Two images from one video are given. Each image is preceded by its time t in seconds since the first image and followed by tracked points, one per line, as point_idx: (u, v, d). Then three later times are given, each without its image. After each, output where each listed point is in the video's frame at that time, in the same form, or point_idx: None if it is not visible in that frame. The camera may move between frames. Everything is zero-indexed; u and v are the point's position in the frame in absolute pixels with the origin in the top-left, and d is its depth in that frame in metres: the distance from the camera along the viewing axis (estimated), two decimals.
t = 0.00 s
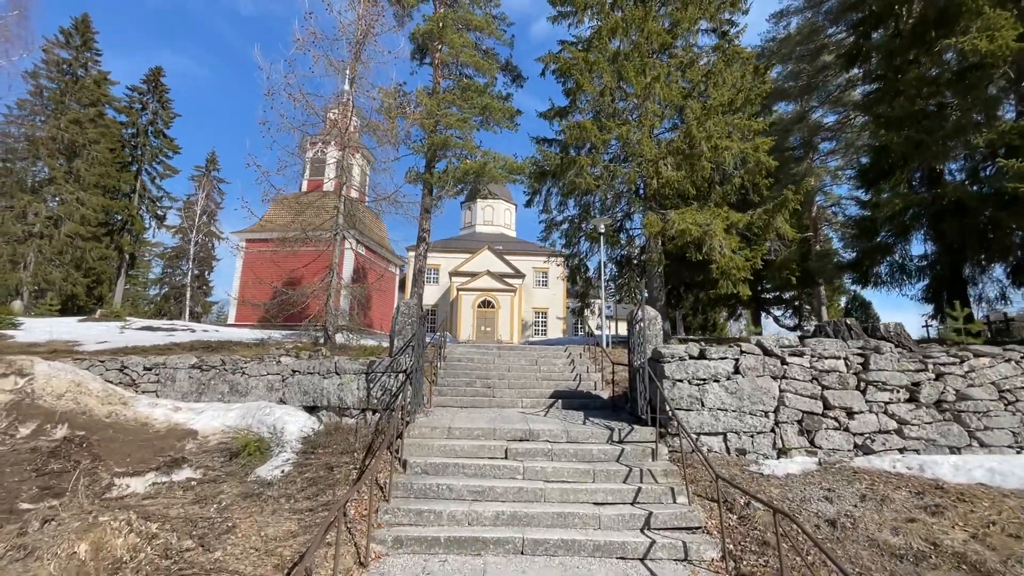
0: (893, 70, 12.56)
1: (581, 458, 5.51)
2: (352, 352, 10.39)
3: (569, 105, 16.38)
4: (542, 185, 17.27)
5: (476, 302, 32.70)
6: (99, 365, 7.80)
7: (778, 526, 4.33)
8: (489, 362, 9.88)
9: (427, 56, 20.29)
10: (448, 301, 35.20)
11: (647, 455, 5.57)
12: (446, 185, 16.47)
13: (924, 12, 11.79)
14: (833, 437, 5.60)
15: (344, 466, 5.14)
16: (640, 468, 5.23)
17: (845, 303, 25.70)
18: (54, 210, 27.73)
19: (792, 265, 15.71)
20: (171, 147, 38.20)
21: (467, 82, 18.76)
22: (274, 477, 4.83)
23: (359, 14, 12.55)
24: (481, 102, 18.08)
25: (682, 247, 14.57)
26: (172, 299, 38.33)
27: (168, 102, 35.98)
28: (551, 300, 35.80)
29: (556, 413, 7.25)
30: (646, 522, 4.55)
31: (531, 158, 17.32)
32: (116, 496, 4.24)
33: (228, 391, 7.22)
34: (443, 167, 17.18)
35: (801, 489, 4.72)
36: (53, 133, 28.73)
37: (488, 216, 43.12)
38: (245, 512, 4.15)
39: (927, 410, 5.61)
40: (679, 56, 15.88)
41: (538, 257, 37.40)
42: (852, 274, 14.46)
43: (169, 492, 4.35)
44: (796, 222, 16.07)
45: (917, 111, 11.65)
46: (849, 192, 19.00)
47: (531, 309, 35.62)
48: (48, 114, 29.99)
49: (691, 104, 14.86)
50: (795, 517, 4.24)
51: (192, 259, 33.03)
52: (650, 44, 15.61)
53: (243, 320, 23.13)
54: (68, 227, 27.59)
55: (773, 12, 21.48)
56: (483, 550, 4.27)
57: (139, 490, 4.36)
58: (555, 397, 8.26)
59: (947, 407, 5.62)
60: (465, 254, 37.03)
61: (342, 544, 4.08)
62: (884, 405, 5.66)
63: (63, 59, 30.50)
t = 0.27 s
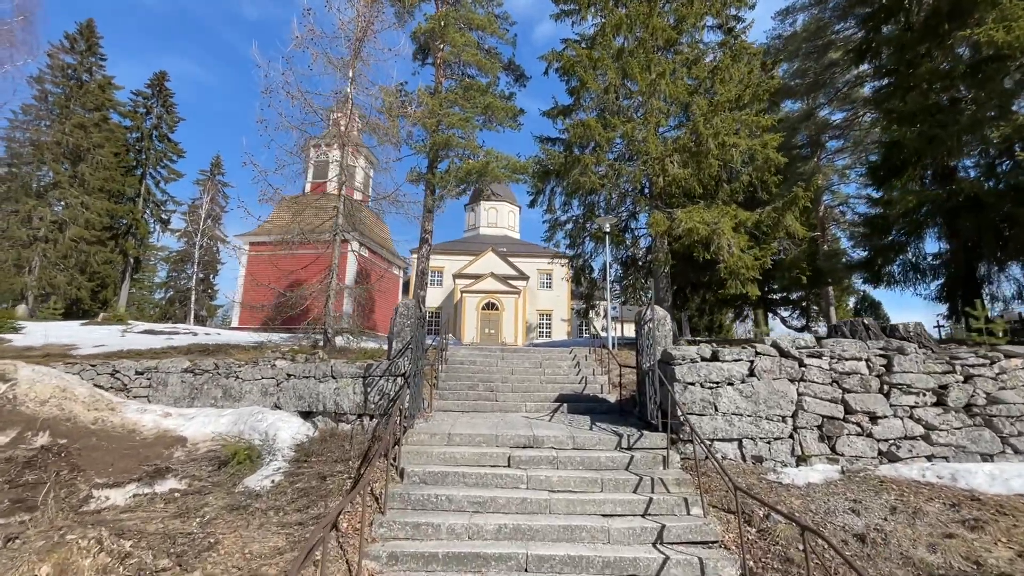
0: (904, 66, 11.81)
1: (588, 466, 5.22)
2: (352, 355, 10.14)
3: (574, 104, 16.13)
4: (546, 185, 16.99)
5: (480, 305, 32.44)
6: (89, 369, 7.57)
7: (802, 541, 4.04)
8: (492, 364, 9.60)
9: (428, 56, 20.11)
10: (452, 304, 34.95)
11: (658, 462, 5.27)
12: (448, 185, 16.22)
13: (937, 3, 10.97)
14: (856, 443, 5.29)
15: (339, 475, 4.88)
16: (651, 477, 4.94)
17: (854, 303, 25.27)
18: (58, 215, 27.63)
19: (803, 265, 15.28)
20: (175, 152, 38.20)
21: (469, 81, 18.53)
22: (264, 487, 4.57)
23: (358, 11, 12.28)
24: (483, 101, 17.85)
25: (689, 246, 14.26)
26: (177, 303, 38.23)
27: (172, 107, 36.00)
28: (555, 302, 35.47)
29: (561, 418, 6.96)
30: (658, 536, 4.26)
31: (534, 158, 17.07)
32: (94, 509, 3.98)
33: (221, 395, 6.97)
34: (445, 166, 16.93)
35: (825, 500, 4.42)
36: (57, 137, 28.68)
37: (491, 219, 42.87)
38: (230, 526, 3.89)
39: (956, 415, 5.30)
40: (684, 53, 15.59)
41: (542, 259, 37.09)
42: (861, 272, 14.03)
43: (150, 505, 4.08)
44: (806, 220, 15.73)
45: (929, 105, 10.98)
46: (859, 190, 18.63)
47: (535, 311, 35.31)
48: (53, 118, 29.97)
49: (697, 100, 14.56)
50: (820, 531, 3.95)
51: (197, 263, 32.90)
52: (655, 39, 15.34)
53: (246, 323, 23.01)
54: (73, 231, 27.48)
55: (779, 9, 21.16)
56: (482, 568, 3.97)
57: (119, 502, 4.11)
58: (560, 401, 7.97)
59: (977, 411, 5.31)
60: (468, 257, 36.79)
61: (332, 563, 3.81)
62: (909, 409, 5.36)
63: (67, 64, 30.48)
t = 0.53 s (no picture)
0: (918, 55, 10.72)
1: (592, 469, 4.95)
2: (350, 355, 9.89)
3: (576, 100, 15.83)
4: (550, 181, 16.71)
5: (484, 305, 32.19)
6: (78, 369, 7.36)
7: (825, 553, 3.76)
8: (493, 364, 9.32)
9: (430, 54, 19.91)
10: (456, 304, 34.71)
11: (667, 466, 5.00)
12: (449, 183, 15.97)
13: None
14: (877, 445, 5.00)
15: (330, 480, 4.63)
16: (659, 482, 4.66)
17: (863, 302, 24.84)
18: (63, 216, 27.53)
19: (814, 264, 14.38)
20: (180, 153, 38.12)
21: (471, 77, 18.27)
22: (250, 493, 4.32)
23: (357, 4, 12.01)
24: (485, 97, 17.59)
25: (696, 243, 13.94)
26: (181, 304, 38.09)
27: (176, 108, 35.93)
28: (559, 302, 35.13)
29: (564, 419, 6.69)
30: (667, 546, 3.99)
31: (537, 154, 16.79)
32: (64, 516, 3.76)
33: (214, 396, 6.74)
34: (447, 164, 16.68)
35: (847, 507, 4.14)
36: (62, 139, 28.63)
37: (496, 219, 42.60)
38: (209, 535, 3.64)
39: (984, 416, 5.01)
40: (690, 47, 15.29)
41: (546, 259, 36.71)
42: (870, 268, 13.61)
43: (125, 512, 3.85)
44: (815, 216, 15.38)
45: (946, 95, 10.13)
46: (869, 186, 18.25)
47: (539, 312, 34.99)
48: (58, 119, 29.91)
49: (703, 94, 14.26)
50: (845, 542, 3.68)
51: (202, 264, 32.78)
52: (660, 32, 15.03)
53: (250, 324, 22.88)
54: (77, 232, 27.39)
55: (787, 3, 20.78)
56: None
57: (93, 509, 3.88)
58: (563, 402, 7.70)
59: (1006, 411, 5.02)
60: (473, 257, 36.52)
61: None
62: (934, 409, 5.07)
63: (72, 65, 30.41)
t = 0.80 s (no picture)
0: (931, 45, 10.02)
1: (596, 475, 4.65)
2: (348, 354, 9.63)
3: (580, 94, 15.49)
4: (553, 177, 16.40)
5: (488, 304, 31.93)
6: (64, 368, 7.13)
7: (850, 570, 3.46)
8: (494, 363, 9.02)
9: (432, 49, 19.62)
10: (459, 303, 34.44)
11: (675, 471, 4.70)
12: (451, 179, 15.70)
13: None
14: (901, 450, 4.69)
15: (317, 487, 4.37)
16: (667, 489, 4.37)
17: (873, 300, 24.40)
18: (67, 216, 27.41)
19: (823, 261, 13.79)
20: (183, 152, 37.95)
21: (473, 72, 17.95)
22: (230, 501, 4.06)
23: None
24: (487, 92, 17.27)
25: (703, 240, 13.60)
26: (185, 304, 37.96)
27: (179, 107, 35.76)
28: (564, 301, 34.77)
29: (567, 421, 6.39)
30: (676, 560, 3.69)
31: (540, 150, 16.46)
32: (24, 527, 3.53)
33: (202, 396, 6.48)
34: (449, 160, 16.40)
35: (871, 518, 3.83)
36: (66, 138, 28.46)
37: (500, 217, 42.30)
38: (182, 547, 3.39)
39: (1015, 418, 4.70)
40: (697, 38, 14.94)
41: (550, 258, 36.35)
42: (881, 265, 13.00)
43: (91, 522, 3.61)
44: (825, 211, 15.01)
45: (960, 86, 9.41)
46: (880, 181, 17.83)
47: (544, 310, 34.65)
48: (61, 119, 29.74)
49: (710, 87, 13.94)
50: (872, 558, 3.37)
51: (207, 263, 32.59)
52: (666, 24, 14.67)
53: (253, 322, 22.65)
54: (80, 231, 27.23)
55: None
56: None
57: (57, 520, 3.64)
58: (566, 403, 7.39)
59: None
60: (476, 256, 36.23)
61: None
62: (961, 412, 4.76)
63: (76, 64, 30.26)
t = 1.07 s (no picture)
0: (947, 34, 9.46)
1: (600, 477, 4.35)
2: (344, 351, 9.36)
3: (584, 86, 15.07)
4: (556, 171, 16.07)
5: (492, 302, 31.64)
6: (48, 364, 6.89)
7: None
8: (494, 360, 8.73)
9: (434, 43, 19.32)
10: (462, 301, 34.15)
11: (684, 473, 4.40)
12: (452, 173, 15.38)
13: None
14: (927, 452, 4.39)
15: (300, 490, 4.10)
16: (676, 493, 4.08)
17: (882, 298, 23.98)
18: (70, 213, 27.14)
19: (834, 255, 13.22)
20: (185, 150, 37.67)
21: (474, 65, 17.63)
22: (207, 505, 3.79)
23: None
24: (489, 85, 16.94)
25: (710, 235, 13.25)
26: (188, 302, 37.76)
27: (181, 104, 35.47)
28: (568, 299, 34.38)
29: (569, 420, 6.09)
30: (687, 571, 3.40)
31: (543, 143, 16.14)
32: None
33: (189, 393, 6.22)
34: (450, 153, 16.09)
35: (899, 526, 3.54)
36: (69, 135, 28.09)
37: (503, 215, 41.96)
38: (147, 556, 3.11)
39: None
40: (704, 28, 14.57)
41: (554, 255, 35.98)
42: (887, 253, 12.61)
43: (53, 530, 3.36)
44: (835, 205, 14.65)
45: (976, 75, 8.80)
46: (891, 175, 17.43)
47: (548, 308, 34.29)
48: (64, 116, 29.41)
49: (717, 78, 13.60)
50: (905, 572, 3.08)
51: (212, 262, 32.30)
52: (672, 13, 14.30)
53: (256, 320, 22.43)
54: (82, 229, 26.92)
55: None
56: None
57: (17, 527, 3.40)
58: (568, 401, 7.10)
59: None
60: (479, 253, 35.91)
61: None
62: (992, 411, 4.47)
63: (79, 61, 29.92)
